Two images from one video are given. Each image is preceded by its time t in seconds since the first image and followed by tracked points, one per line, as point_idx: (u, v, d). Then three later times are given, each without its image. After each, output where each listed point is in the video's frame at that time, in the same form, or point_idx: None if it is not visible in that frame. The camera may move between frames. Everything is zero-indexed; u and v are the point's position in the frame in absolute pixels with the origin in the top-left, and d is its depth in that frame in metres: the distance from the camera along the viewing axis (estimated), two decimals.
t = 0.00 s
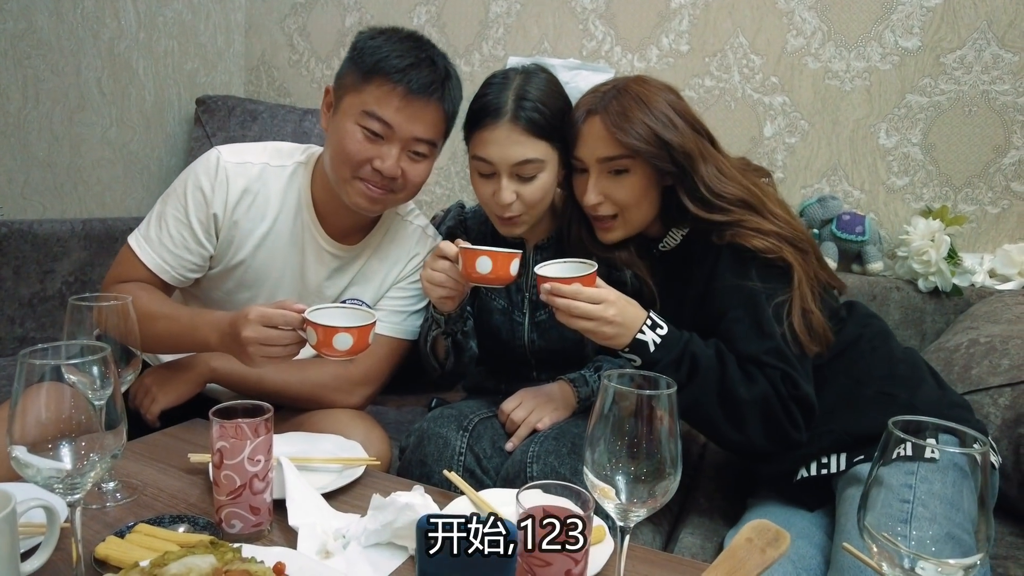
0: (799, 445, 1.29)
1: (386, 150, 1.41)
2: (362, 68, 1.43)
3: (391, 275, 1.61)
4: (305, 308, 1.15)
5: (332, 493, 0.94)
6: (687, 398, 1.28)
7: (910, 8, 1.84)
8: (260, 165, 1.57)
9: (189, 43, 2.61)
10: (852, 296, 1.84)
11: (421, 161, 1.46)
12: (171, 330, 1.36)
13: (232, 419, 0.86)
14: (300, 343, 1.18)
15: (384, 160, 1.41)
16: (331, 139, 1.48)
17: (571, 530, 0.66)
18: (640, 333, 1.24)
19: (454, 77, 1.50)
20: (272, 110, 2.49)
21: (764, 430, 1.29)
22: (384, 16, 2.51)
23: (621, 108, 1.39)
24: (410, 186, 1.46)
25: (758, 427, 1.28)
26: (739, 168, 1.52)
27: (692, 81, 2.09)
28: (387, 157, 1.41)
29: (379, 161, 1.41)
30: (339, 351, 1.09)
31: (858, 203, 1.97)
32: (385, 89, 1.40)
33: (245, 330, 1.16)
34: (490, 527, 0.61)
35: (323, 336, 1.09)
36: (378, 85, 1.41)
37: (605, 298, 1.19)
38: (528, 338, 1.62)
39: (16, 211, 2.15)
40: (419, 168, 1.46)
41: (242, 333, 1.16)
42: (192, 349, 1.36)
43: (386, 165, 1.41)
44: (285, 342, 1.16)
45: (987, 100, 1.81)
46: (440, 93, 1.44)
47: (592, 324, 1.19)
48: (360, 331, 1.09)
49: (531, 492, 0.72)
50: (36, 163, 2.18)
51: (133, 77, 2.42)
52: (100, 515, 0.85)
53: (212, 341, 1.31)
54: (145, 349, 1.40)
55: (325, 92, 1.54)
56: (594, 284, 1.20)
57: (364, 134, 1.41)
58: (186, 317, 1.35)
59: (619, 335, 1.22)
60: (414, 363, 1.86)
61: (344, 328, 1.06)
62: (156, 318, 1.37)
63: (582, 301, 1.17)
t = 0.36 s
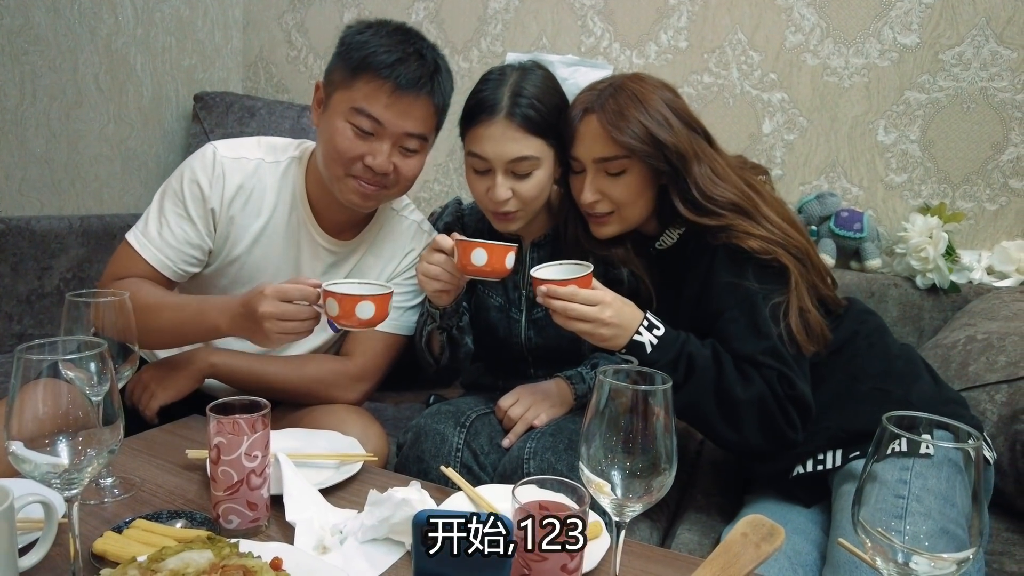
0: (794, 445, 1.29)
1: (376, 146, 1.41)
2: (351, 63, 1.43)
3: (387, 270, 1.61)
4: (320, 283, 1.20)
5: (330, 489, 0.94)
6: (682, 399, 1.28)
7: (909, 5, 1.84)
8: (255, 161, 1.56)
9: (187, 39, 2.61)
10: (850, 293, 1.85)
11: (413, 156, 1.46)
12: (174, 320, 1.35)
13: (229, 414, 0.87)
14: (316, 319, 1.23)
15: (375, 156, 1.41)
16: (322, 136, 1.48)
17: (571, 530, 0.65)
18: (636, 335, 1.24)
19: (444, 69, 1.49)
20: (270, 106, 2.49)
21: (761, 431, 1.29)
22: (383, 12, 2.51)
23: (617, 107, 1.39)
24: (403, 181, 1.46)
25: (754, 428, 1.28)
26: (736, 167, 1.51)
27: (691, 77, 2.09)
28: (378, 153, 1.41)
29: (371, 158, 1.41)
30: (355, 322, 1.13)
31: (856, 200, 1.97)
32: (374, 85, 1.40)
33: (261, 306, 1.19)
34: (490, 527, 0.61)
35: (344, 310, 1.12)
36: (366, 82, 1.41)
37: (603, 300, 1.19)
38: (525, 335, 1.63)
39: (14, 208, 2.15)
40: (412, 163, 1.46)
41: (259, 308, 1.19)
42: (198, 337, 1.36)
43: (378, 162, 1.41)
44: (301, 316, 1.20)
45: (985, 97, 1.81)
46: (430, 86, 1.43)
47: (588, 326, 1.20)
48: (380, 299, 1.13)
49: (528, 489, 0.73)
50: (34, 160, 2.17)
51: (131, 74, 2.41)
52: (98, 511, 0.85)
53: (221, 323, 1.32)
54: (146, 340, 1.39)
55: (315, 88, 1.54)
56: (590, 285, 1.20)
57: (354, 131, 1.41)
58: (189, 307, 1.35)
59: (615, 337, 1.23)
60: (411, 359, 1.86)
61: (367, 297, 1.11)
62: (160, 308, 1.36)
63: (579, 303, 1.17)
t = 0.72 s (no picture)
0: (795, 446, 1.29)
1: (376, 147, 1.41)
2: (347, 63, 1.42)
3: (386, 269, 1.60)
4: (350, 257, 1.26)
5: (330, 489, 0.94)
6: (683, 400, 1.28)
7: (909, 4, 1.84)
8: (255, 160, 1.56)
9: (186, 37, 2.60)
10: (850, 292, 1.85)
11: (412, 155, 1.46)
12: (190, 313, 1.34)
13: (229, 414, 0.87)
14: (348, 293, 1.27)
15: (375, 157, 1.41)
16: (320, 136, 1.48)
17: (571, 530, 0.65)
18: (637, 335, 1.24)
19: (440, 67, 1.49)
20: (269, 105, 2.49)
21: (762, 431, 1.29)
22: (383, 11, 2.51)
23: (617, 108, 1.39)
24: (403, 180, 1.47)
25: (755, 429, 1.28)
26: (735, 167, 1.51)
27: (691, 76, 2.09)
28: (378, 153, 1.41)
29: (371, 159, 1.41)
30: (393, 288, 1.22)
31: (856, 199, 1.97)
32: (371, 86, 1.40)
33: (297, 282, 1.22)
34: (490, 527, 0.61)
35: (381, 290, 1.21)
36: (363, 82, 1.40)
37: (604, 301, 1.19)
38: (526, 334, 1.63)
39: (13, 206, 2.15)
40: (411, 162, 1.46)
41: (294, 283, 1.23)
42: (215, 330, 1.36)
43: (378, 162, 1.41)
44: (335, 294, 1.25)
45: (985, 96, 1.81)
46: (427, 85, 1.43)
47: (589, 327, 1.20)
48: (415, 270, 1.22)
49: (529, 489, 0.73)
50: (33, 158, 2.17)
51: (130, 72, 2.41)
52: (98, 511, 0.85)
53: (248, 305, 1.31)
54: (157, 332, 1.38)
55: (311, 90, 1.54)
56: (591, 287, 1.20)
57: (353, 133, 1.41)
58: (207, 300, 1.34)
59: (616, 337, 1.23)
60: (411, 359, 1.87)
61: (405, 268, 1.19)
62: (178, 300, 1.35)
63: (580, 304, 1.17)
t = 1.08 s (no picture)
0: (793, 436, 1.29)
1: (375, 141, 1.41)
2: (338, 59, 1.42)
3: (385, 267, 1.59)
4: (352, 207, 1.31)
5: (330, 486, 0.94)
6: (686, 371, 1.27)
7: (909, 2, 1.83)
8: (251, 155, 1.56)
9: (186, 35, 2.59)
10: (849, 290, 1.85)
11: (410, 146, 1.46)
12: (192, 282, 1.34)
13: (229, 411, 0.87)
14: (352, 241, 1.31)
15: (375, 152, 1.41)
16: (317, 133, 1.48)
17: (572, 530, 0.65)
18: (652, 301, 1.24)
19: (430, 55, 1.49)
20: (269, 103, 2.49)
21: (762, 416, 1.28)
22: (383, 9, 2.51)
23: (623, 109, 1.38)
24: (403, 172, 1.47)
25: (754, 411, 1.28)
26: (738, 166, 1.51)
27: (691, 74, 2.09)
28: (377, 148, 1.41)
29: (371, 154, 1.41)
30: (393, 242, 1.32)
31: (857, 197, 1.97)
32: (364, 79, 1.39)
33: (305, 225, 1.24)
34: (490, 528, 0.60)
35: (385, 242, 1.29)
36: (355, 77, 1.40)
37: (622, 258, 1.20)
38: (527, 331, 1.63)
39: (13, 205, 2.15)
40: (409, 154, 1.46)
41: (301, 227, 1.25)
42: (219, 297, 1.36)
43: (377, 156, 1.41)
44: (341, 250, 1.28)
45: (985, 94, 1.81)
46: (420, 75, 1.43)
47: (605, 289, 1.21)
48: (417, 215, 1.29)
49: (528, 484, 0.73)
50: (33, 156, 2.17)
51: (130, 70, 2.41)
52: (99, 507, 0.85)
53: (253, 260, 1.31)
54: (159, 314, 1.38)
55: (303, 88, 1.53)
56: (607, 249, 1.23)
57: (350, 130, 1.41)
58: (209, 264, 1.34)
59: (629, 300, 1.23)
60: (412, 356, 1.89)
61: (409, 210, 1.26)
62: (178, 269, 1.35)
63: (600, 260, 1.18)
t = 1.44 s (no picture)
0: (788, 404, 1.29)
1: (364, 136, 1.41)
2: (320, 55, 1.42)
3: (381, 266, 1.59)
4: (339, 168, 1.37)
5: (329, 484, 0.94)
6: (684, 319, 1.30)
7: (907, 1, 1.83)
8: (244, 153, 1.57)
9: (185, 34, 2.59)
10: (848, 289, 1.85)
11: (400, 138, 1.46)
12: (180, 253, 1.35)
13: (228, 410, 0.87)
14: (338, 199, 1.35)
15: (365, 146, 1.42)
16: (306, 129, 1.48)
17: (569, 524, 0.66)
18: (654, 253, 1.33)
19: (413, 44, 1.49)
20: (269, 103, 2.49)
21: (757, 379, 1.28)
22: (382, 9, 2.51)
23: (629, 100, 1.39)
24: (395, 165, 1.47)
25: (747, 369, 1.28)
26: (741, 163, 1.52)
27: (690, 73, 2.09)
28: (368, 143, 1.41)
29: (362, 149, 1.42)
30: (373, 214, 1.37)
31: (855, 196, 1.97)
32: (346, 74, 1.39)
33: (289, 177, 1.30)
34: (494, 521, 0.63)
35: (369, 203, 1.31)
36: (338, 72, 1.40)
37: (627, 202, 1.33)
38: (527, 325, 1.64)
39: (12, 205, 2.15)
40: (400, 146, 1.46)
41: (286, 179, 1.30)
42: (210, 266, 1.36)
43: (368, 150, 1.42)
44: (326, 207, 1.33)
45: (984, 93, 1.81)
46: (402, 64, 1.43)
47: (610, 235, 1.33)
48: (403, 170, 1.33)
49: (524, 482, 0.73)
50: (33, 156, 2.17)
51: (129, 70, 2.41)
52: (98, 506, 0.85)
53: (241, 221, 1.33)
54: (148, 294, 1.37)
55: (289, 87, 1.53)
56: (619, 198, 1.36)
57: (340, 128, 1.41)
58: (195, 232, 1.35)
59: (631, 250, 1.34)
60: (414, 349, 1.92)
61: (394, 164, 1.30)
62: (163, 244, 1.36)
63: (606, 205, 1.32)
